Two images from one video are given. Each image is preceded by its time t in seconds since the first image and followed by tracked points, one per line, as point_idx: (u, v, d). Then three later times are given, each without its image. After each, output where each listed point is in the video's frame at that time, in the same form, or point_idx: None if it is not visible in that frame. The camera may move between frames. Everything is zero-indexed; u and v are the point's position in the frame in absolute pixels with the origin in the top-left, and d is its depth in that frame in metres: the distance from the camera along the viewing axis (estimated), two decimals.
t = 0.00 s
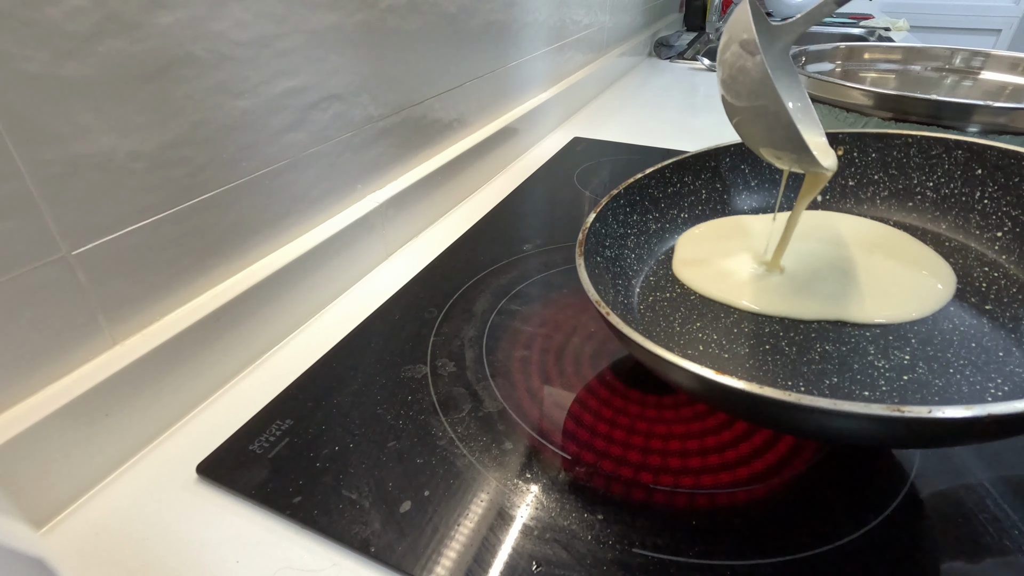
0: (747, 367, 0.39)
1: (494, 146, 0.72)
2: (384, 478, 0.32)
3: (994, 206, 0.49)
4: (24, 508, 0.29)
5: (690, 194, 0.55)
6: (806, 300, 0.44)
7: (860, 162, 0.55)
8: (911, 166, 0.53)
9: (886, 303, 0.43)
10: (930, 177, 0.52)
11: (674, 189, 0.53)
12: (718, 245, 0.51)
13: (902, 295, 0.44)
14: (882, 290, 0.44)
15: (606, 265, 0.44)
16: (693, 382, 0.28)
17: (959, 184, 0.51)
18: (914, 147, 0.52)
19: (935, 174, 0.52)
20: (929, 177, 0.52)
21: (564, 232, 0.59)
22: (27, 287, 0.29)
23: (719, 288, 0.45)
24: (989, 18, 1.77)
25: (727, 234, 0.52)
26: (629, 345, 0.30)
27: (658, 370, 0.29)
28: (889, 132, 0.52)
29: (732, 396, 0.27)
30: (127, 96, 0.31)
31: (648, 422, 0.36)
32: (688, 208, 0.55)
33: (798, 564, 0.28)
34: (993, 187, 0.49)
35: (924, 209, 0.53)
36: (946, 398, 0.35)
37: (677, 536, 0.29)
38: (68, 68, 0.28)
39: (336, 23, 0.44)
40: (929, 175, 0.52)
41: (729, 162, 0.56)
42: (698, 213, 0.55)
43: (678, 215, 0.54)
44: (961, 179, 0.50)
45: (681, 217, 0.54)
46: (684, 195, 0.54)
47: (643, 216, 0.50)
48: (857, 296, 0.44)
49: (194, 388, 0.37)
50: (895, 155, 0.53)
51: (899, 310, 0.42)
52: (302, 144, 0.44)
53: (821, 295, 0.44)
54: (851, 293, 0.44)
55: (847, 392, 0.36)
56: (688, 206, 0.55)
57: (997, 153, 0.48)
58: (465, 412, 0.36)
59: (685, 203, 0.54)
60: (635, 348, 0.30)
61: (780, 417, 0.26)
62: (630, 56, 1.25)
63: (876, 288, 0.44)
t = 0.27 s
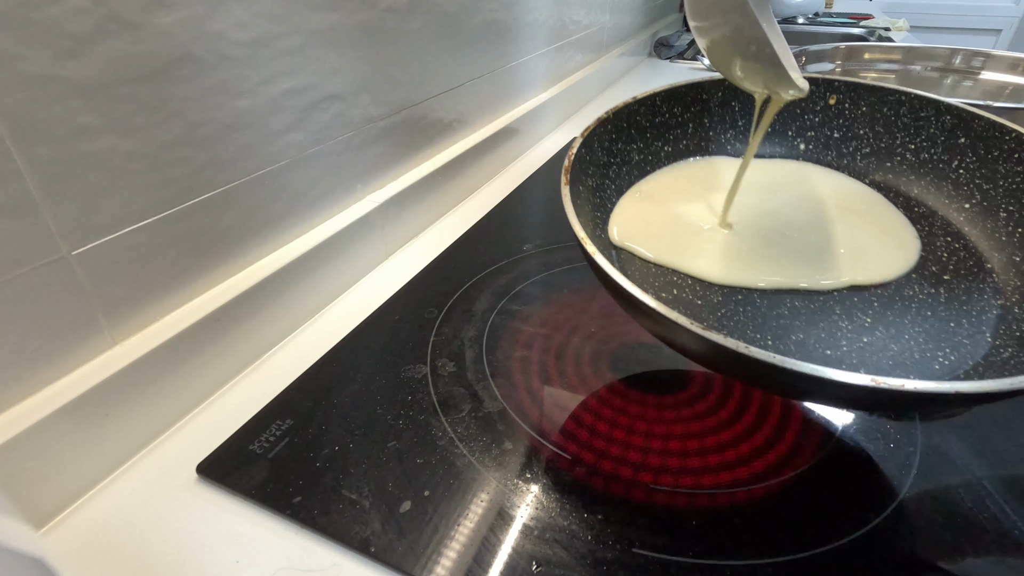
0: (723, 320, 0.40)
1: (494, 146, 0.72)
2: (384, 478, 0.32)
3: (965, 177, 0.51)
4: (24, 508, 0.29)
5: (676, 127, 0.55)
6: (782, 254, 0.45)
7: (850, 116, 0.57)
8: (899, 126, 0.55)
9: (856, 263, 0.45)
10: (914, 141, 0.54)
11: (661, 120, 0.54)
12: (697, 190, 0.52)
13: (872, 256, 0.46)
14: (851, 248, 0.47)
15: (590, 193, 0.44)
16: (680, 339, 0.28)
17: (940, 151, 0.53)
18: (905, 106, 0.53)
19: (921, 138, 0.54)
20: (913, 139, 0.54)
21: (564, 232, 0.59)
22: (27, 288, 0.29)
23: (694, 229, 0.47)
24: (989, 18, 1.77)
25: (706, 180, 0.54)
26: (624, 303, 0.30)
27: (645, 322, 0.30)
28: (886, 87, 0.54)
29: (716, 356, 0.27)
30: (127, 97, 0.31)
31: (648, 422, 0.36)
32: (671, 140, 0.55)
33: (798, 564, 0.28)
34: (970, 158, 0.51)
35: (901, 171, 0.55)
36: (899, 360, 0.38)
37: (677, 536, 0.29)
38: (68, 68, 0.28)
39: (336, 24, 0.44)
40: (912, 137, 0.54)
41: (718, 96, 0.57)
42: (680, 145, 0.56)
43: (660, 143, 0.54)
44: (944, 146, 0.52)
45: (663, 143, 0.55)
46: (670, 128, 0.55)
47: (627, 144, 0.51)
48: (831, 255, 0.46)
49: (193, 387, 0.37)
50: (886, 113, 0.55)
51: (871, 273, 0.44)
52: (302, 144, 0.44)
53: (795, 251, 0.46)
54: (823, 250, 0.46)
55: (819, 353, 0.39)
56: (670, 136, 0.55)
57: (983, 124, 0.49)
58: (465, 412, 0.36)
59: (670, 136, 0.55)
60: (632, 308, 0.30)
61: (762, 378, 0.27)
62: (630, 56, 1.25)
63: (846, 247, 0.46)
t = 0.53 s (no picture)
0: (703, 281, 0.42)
1: (494, 146, 0.72)
2: (384, 478, 0.32)
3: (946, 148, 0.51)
4: (24, 508, 0.29)
5: (666, 74, 0.55)
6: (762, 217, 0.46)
7: (841, 74, 0.55)
8: (887, 90, 0.53)
9: (834, 228, 0.47)
10: (900, 107, 0.53)
11: (652, 66, 0.53)
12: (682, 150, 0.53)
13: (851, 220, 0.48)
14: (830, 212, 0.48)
15: (574, 142, 0.44)
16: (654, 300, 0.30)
17: (925, 119, 0.52)
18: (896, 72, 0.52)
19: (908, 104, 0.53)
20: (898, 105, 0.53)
21: (564, 232, 0.59)
22: (27, 288, 0.29)
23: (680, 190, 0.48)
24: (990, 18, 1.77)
25: (692, 140, 0.55)
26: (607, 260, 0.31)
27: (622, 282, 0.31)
28: (881, 48, 0.52)
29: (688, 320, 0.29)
30: (127, 97, 0.31)
31: (648, 421, 0.36)
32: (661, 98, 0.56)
33: (798, 564, 0.28)
34: (953, 128, 0.50)
35: (883, 136, 0.55)
36: (861, 328, 0.40)
37: (677, 535, 0.30)
38: (68, 68, 0.28)
39: (336, 24, 0.44)
40: (900, 103, 0.53)
41: (711, 56, 0.56)
42: (667, 94, 0.56)
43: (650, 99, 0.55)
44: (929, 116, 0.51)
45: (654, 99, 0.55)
46: (661, 74, 0.55)
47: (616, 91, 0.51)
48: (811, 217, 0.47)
49: (193, 387, 0.37)
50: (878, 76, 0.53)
51: (847, 240, 0.46)
52: (302, 144, 0.44)
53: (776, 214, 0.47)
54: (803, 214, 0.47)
55: (785, 318, 0.40)
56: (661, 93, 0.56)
57: (971, 96, 0.48)
58: (465, 412, 0.36)
59: (659, 84, 0.55)
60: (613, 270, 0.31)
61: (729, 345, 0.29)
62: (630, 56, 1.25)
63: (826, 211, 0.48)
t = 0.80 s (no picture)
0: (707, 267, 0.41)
1: (494, 146, 0.72)
2: (384, 478, 0.32)
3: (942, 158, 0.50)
4: (24, 508, 0.29)
5: (672, 61, 0.55)
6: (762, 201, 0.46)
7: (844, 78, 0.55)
8: (888, 95, 0.53)
9: (826, 213, 0.47)
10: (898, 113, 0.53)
11: (659, 50, 0.54)
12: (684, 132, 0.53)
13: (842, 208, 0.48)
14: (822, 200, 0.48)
15: (574, 112, 0.45)
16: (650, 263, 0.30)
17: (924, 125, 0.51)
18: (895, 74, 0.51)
19: (907, 109, 0.52)
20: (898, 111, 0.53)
21: (564, 231, 0.59)
22: (27, 288, 0.29)
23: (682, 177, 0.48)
24: (989, 18, 1.77)
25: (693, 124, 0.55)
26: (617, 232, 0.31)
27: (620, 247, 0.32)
28: (882, 51, 0.51)
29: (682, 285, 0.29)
30: (126, 97, 0.31)
31: (648, 421, 0.36)
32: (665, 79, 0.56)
33: (798, 564, 0.28)
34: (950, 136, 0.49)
35: (881, 142, 0.54)
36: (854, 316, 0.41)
37: (677, 535, 0.29)
38: (68, 68, 0.28)
39: (336, 24, 0.44)
40: (899, 108, 0.52)
41: (719, 35, 0.56)
42: (671, 82, 0.56)
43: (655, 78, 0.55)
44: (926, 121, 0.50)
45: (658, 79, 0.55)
46: (666, 61, 0.55)
47: (618, 70, 0.51)
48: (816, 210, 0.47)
49: (193, 386, 0.37)
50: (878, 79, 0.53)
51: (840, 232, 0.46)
52: (302, 144, 0.44)
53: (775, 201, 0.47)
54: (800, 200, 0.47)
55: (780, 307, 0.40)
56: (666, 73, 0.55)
57: (969, 103, 0.47)
58: (465, 412, 0.36)
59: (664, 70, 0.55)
60: (613, 234, 0.31)
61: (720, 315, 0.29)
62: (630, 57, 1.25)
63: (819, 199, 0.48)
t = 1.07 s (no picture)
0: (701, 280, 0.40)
1: (494, 146, 0.72)
2: (384, 478, 0.32)
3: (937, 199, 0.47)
4: (24, 508, 0.29)
5: (668, 79, 0.56)
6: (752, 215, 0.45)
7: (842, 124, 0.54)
8: (874, 131, 0.52)
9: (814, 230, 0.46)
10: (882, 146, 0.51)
11: (657, 65, 0.54)
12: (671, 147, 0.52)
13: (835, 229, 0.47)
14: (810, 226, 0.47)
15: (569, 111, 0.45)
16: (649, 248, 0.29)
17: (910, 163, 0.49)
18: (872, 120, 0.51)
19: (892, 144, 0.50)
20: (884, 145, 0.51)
21: (564, 231, 0.59)
22: (28, 288, 0.29)
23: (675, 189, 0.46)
24: (990, 18, 1.77)
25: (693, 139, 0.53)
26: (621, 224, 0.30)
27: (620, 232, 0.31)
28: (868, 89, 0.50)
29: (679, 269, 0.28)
30: (127, 96, 0.31)
31: (648, 421, 0.36)
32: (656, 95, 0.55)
33: (798, 564, 0.28)
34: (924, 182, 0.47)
35: (866, 176, 0.52)
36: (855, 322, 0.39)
37: (677, 536, 0.29)
38: (68, 68, 0.28)
39: (336, 24, 0.44)
40: (885, 144, 0.51)
41: (715, 60, 0.56)
42: (666, 100, 0.57)
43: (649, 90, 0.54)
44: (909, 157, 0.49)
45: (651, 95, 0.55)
46: (662, 78, 0.55)
47: (614, 80, 0.52)
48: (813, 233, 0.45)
49: (194, 386, 0.37)
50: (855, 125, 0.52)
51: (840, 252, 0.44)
52: (302, 144, 0.44)
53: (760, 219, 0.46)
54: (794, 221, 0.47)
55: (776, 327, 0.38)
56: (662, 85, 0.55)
57: (953, 141, 0.46)
58: (465, 412, 0.36)
59: (659, 86, 0.56)
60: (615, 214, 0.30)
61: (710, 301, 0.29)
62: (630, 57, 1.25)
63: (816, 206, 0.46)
